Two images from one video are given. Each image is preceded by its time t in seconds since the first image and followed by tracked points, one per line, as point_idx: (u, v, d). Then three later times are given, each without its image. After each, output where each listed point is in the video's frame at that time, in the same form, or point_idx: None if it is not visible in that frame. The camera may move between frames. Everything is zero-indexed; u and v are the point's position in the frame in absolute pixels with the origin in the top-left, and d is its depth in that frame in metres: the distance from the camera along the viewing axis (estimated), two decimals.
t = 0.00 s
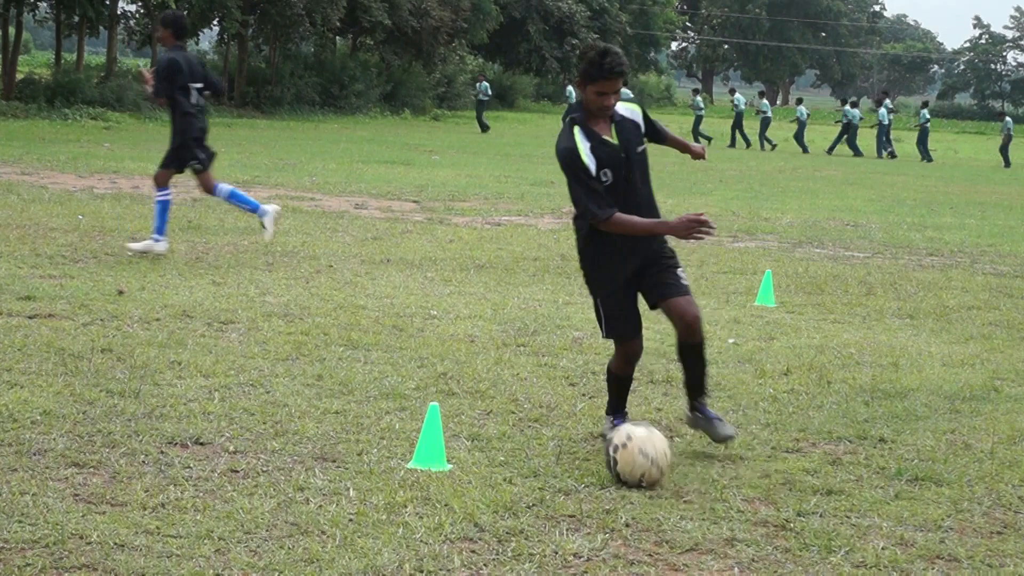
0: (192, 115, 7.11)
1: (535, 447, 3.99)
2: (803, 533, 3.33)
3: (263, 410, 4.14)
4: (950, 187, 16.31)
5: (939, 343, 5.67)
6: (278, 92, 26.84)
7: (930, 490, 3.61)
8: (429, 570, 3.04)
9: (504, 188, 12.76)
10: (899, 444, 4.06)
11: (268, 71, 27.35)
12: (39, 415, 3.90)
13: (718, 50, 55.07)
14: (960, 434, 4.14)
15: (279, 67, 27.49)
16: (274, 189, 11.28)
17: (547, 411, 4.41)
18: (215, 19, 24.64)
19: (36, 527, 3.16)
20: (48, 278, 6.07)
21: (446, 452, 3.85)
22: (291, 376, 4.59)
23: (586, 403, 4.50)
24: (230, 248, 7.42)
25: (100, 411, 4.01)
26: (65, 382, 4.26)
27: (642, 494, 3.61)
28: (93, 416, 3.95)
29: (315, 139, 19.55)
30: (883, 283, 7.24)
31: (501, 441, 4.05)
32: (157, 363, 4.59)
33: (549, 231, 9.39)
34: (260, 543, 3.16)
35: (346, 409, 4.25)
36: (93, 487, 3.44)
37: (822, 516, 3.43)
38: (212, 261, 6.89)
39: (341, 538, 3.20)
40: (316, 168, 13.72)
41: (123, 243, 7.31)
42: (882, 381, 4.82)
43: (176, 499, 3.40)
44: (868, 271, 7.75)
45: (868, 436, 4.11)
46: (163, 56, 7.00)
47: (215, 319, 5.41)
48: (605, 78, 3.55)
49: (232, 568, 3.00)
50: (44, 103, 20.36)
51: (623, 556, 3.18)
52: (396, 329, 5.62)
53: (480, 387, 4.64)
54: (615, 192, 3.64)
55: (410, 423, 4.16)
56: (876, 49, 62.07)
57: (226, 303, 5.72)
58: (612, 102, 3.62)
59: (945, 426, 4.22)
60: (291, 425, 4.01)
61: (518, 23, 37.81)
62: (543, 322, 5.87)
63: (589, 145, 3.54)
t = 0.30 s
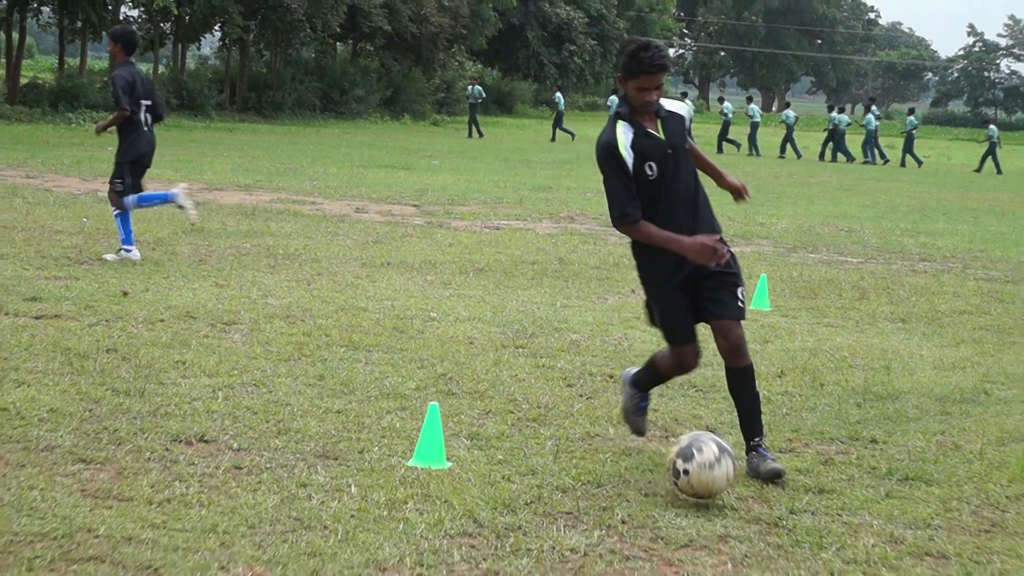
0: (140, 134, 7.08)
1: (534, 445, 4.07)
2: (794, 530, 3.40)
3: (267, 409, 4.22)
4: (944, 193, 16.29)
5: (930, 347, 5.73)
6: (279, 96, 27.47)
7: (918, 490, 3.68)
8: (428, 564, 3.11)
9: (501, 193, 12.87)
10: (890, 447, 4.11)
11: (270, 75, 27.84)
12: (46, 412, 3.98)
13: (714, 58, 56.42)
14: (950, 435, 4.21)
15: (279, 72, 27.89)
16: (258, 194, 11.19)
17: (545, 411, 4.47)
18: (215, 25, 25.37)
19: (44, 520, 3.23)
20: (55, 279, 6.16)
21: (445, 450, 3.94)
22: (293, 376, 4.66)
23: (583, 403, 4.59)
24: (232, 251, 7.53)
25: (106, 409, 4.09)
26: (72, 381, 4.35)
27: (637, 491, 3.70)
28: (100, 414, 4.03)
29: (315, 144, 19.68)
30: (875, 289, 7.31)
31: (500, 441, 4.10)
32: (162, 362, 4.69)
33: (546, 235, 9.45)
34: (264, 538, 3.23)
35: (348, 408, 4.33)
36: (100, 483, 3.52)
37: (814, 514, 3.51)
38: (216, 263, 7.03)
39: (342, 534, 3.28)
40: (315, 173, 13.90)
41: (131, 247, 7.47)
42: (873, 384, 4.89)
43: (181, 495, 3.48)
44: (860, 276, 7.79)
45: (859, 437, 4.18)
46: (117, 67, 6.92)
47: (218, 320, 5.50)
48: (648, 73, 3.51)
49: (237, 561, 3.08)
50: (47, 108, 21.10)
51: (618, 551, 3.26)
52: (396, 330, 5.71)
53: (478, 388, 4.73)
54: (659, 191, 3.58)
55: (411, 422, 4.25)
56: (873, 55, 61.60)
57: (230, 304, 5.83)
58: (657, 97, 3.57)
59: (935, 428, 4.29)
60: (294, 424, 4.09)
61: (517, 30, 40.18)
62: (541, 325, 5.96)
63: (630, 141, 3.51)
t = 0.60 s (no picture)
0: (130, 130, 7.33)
1: (536, 433, 4.19)
2: (787, 515, 3.53)
3: (278, 399, 4.35)
4: (943, 189, 16.37)
5: (920, 339, 5.83)
6: (286, 96, 27.85)
7: (907, 477, 3.79)
8: (434, 548, 3.23)
9: (503, 189, 13.01)
10: (881, 436, 4.21)
11: (276, 75, 28.19)
12: (65, 403, 4.10)
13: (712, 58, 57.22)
14: (940, 423, 4.32)
15: (285, 71, 28.23)
16: (257, 189, 11.30)
17: (546, 401, 4.59)
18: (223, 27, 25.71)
19: (64, 506, 3.35)
20: (71, 273, 6.26)
21: (450, 439, 4.06)
22: (303, 367, 4.79)
23: (583, 394, 4.70)
24: (242, 247, 7.64)
25: (122, 398, 4.22)
26: (88, 372, 4.47)
27: (636, 477, 3.82)
28: (116, 404, 4.15)
29: (319, 142, 19.87)
30: (867, 283, 7.41)
31: (504, 431, 4.22)
32: (176, 353, 4.81)
33: (547, 230, 9.55)
34: (275, 523, 3.35)
35: (356, 398, 4.45)
36: (118, 469, 3.64)
37: (807, 500, 3.63)
38: (225, 259, 7.14)
39: (351, 519, 3.40)
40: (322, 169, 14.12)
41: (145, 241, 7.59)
42: (865, 375, 5.01)
43: (196, 482, 3.60)
44: (854, 272, 7.87)
45: (851, 425, 4.29)
46: (111, 64, 7.19)
47: (229, 313, 5.62)
48: (662, 75, 3.58)
49: (250, 545, 3.19)
50: (59, 107, 21.67)
51: (618, 535, 3.38)
52: (402, 323, 5.82)
53: (481, 378, 4.85)
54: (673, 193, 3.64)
55: (417, 412, 4.37)
56: (867, 57, 61.50)
57: (240, 298, 5.94)
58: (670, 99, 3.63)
59: (926, 416, 4.41)
60: (304, 414, 4.21)
61: (518, 31, 40.21)
62: (542, 318, 6.06)
63: (642, 145, 3.60)
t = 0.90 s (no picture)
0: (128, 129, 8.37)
1: (536, 413, 4.69)
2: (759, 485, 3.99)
3: (305, 384, 4.84)
4: (912, 196, 17.49)
5: (877, 325, 6.38)
6: (310, 112, 31.96)
7: (863, 450, 4.27)
8: (447, 515, 3.67)
9: (505, 196, 14.20)
10: (838, 413, 4.72)
11: (302, 93, 32.18)
12: (117, 388, 4.58)
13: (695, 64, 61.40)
14: (894, 402, 4.83)
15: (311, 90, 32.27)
16: (279, 199, 12.09)
17: (544, 383, 5.12)
18: (253, 49, 29.36)
19: (119, 481, 3.80)
20: (120, 272, 6.81)
21: (461, 418, 4.54)
22: (327, 355, 5.32)
23: (578, 376, 5.25)
24: (275, 247, 8.36)
25: (167, 384, 4.70)
26: (137, 360, 4.98)
27: (625, 451, 4.29)
28: (162, 389, 4.62)
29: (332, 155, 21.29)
30: (829, 276, 8.06)
31: (508, 409, 4.73)
32: (215, 344, 5.32)
33: (545, 230, 10.57)
34: (305, 495, 3.78)
35: (376, 383, 4.96)
36: (164, 448, 4.10)
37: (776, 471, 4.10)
38: (258, 258, 7.82)
39: (373, 490, 3.84)
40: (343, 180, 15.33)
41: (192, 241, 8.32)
42: (828, 358, 5.55)
43: (234, 458, 4.06)
44: (819, 264, 8.68)
45: (815, 404, 4.80)
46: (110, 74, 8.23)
47: (262, 307, 6.19)
48: (675, 103, 3.95)
49: (284, 514, 3.63)
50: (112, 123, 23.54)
51: (610, 502, 3.83)
52: (415, 315, 6.44)
53: (488, 364, 5.43)
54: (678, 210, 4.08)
55: (430, 394, 4.89)
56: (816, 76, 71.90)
57: (271, 294, 6.52)
58: (686, 125, 4.01)
59: (882, 396, 4.91)
60: (330, 397, 4.70)
61: (516, 52, 46.59)
62: (540, 309, 6.79)
63: (652, 163, 4.08)
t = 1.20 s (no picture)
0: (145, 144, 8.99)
1: (539, 400, 5.18)
2: (741, 467, 4.47)
3: (331, 376, 5.36)
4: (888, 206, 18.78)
5: (847, 320, 6.98)
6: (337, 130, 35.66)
7: (833, 434, 4.76)
8: (459, 492, 4.12)
9: (510, 207, 15.49)
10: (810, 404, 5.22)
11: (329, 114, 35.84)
12: (162, 379, 5.11)
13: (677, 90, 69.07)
14: (863, 389, 5.34)
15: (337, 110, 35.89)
16: (312, 207, 13.55)
17: (547, 373, 5.63)
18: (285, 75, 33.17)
19: (167, 462, 4.27)
20: (165, 275, 7.49)
21: (471, 405, 5.03)
22: (351, 350, 5.86)
23: (576, 367, 5.76)
24: (302, 253, 9.22)
25: (207, 375, 5.23)
26: (180, 354, 5.53)
27: (619, 434, 4.77)
28: (202, 381, 5.14)
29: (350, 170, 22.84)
30: (806, 277, 8.71)
31: (515, 397, 5.21)
32: (250, 340, 5.89)
33: (549, 237, 11.59)
34: (333, 474, 4.24)
35: (396, 373, 5.49)
36: (206, 433, 4.59)
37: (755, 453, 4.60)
38: (287, 262, 8.60)
39: (393, 470, 4.30)
40: (363, 193, 16.54)
41: (229, 249, 9.13)
42: (803, 351, 6.08)
43: (268, 442, 4.53)
44: (795, 265, 9.46)
45: (791, 392, 5.31)
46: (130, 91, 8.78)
47: (291, 307, 6.82)
48: (679, 125, 4.38)
49: (314, 491, 4.07)
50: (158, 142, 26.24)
51: (606, 480, 4.29)
52: (430, 313, 7.06)
53: (495, 356, 5.94)
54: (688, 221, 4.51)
55: (444, 384, 5.40)
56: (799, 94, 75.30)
57: (299, 295, 7.19)
58: (690, 143, 4.43)
59: (852, 384, 5.42)
60: (353, 387, 5.20)
61: (521, 77, 52.61)
62: (543, 307, 7.38)
63: (664, 182, 4.48)
